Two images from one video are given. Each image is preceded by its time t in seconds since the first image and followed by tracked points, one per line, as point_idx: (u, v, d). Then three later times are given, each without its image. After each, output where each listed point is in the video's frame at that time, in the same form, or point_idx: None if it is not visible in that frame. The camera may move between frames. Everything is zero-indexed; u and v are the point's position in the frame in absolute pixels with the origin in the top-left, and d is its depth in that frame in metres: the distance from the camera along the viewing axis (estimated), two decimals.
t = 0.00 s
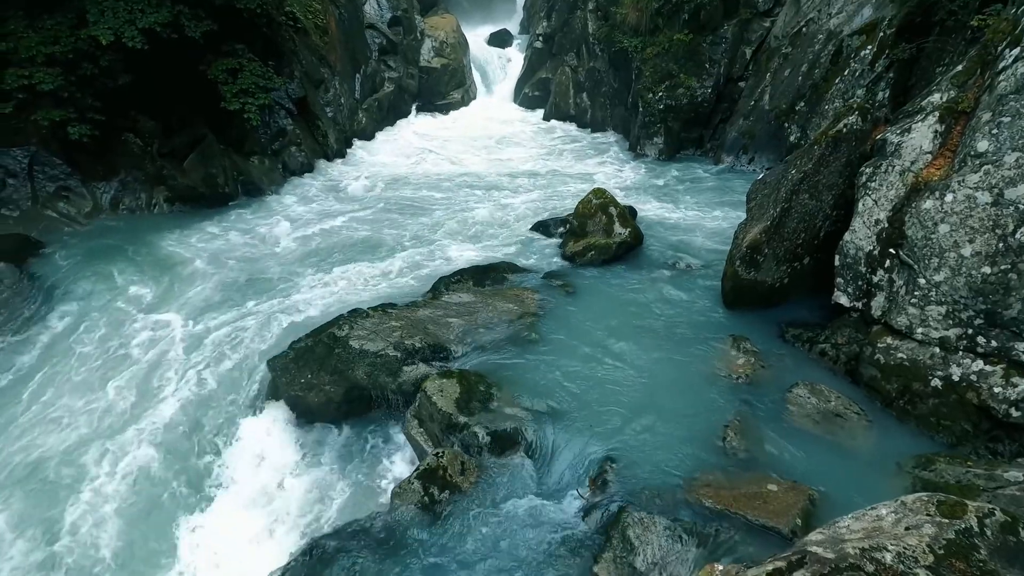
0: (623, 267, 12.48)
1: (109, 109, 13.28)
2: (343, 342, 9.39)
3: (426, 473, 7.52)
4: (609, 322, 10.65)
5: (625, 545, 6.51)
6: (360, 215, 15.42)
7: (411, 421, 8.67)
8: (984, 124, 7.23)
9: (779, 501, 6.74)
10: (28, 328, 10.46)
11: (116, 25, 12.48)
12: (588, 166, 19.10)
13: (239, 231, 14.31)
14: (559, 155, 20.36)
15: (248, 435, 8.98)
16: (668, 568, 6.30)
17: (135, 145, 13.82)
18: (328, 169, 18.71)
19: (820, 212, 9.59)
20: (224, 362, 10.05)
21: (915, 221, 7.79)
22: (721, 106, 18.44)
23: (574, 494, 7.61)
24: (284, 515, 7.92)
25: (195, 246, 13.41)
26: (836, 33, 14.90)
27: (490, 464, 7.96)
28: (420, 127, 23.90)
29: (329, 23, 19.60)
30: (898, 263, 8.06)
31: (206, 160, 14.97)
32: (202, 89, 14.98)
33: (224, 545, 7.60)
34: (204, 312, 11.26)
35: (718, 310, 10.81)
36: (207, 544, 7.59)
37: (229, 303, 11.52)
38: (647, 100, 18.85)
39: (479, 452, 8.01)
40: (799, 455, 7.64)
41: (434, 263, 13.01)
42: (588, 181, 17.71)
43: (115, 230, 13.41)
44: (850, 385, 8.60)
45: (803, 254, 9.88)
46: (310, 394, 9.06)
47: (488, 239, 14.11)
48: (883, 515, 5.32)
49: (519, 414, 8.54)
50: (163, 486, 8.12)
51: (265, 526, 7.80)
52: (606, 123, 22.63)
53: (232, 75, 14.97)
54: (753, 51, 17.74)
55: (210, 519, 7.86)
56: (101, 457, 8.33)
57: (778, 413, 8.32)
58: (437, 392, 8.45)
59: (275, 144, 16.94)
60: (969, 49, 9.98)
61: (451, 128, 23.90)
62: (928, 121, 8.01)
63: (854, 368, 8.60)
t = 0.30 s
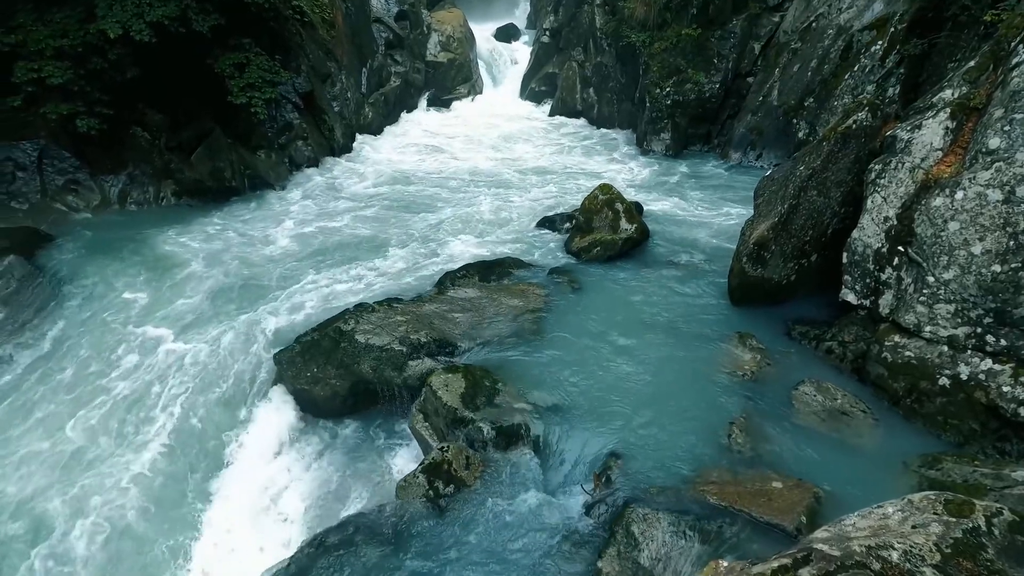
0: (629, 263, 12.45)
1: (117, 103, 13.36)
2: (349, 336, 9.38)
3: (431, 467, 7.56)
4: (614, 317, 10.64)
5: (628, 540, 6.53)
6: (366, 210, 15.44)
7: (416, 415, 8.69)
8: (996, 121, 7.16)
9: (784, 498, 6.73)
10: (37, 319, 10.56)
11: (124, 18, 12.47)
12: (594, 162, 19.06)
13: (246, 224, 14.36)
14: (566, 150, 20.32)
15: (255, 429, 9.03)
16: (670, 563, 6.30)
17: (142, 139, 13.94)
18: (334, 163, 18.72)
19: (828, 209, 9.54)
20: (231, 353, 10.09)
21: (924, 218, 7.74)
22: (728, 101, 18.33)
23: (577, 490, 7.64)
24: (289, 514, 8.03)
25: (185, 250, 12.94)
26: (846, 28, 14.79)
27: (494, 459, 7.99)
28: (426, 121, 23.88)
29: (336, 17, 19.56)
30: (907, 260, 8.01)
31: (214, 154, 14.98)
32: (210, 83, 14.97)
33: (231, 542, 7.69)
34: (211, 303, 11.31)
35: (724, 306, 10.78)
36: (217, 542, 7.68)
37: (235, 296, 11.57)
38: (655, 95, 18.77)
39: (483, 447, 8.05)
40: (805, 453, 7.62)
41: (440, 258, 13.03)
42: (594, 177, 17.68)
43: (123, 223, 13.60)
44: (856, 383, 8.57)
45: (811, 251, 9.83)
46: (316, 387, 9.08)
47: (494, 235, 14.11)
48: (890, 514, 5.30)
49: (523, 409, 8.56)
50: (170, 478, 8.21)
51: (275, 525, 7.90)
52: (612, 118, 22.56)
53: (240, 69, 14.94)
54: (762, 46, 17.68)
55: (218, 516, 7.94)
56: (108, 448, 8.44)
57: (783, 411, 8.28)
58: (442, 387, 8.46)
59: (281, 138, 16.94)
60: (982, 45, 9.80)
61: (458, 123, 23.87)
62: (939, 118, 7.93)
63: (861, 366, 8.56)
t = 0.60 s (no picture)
0: (635, 259, 12.41)
1: (125, 96, 13.39)
2: (355, 331, 9.38)
3: (436, 461, 7.58)
4: (620, 314, 10.61)
5: (633, 537, 6.53)
6: (372, 204, 15.45)
7: (421, 410, 8.69)
8: (1008, 118, 7.10)
9: (789, 496, 6.72)
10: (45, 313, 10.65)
11: (132, 12, 12.50)
12: (600, 158, 18.99)
13: (252, 219, 14.39)
14: (572, 146, 20.25)
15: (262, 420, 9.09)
16: (674, 559, 6.31)
17: (150, 133, 13.90)
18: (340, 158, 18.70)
19: (836, 207, 9.48)
20: (236, 348, 10.13)
21: (933, 216, 7.69)
22: (736, 97, 18.21)
23: (581, 486, 7.64)
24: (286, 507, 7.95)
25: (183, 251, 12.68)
26: (856, 24, 14.68)
27: (498, 453, 8.00)
28: (432, 116, 23.85)
29: (343, 10, 19.53)
30: (915, 258, 7.97)
31: (221, 149, 15.06)
32: (217, 77, 15.02)
33: (229, 533, 7.67)
34: (215, 297, 11.34)
35: (730, 303, 10.74)
36: (213, 533, 7.65)
37: (241, 289, 11.60)
38: (662, 91, 18.69)
39: (488, 441, 8.06)
40: (810, 451, 7.59)
41: (446, 253, 13.04)
42: (600, 173, 17.62)
43: (130, 216, 13.67)
44: (863, 381, 8.53)
45: (818, 249, 9.78)
46: (322, 381, 9.10)
47: (500, 230, 14.09)
48: (896, 512, 5.28)
49: (528, 404, 8.56)
50: (178, 471, 8.29)
51: (277, 514, 7.86)
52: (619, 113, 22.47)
53: (246, 64, 14.96)
54: (770, 42, 17.43)
55: (221, 505, 7.97)
56: (118, 445, 8.49)
57: (789, 409, 8.26)
58: (447, 381, 8.47)
59: (288, 132, 16.92)
60: (995, 40, 9.68)
61: (464, 118, 23.81)
62: (950, 114, 7.86)
63: (867, 364, 8.51)
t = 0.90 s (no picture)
0: (640, 255, 12.38)
1: (133, 89, 13.47)
2: (361, 325, 9.36)
3: (440, 455, 7.61)
4: (625, 309, 10.59)
5: (636, 532, 6.54)
6: (377, 199, 15.45)
7: (425, 404, 8.70)
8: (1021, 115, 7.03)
9: (794, 494, 6.72)
10: (53, 304, 10.73)
11: (140, 6, 12.52)
12: (606, 153, 18.92)
13: (259, 211, 14.43)
14: (578, 141, 20.18)
15: (272, 415, 9.16)
16: (678, 554, 6.31)
17: (157, 126, 13.95)
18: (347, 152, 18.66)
19: (844, 204, 9.43)
20: (242, 341, 10.17)
21: (943, 214, 7.64)
22: (745, 93, 18.07)
23: (585, 481, 7.65)
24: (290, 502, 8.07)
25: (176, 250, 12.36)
26: (867, 19, 14.55)
27: (503, 448, 8.01)
28: (438, 111, 23.80)
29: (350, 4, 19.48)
30: (924, 256, 7.92)
31: (228, 142, 15.08)
32: (225, 71, 15.05)
33: (236, 526, 7.76)
34: (221, 289, 11.38)
35: (736, 300, 10.70)
36: (220, 526, 7.74)
37: (245, 282, 11.63)
38: (670, 86, 18.62)
39: (492, 436, 8.08)
40: (815, 450, 7.58)
41: (451, 248, 13.04)
42: (606, 168, 17.56)
43: (138, 209, 13.71)
44: (869, 379, 8.49)
45: (825, 246, 9.73)
46: (327, 374, 9.13)
47: (505, 225, 14.07)
48: (902, 511, 5.26)
49: (533, 400, 8.56)
50: (185, 463, 8.37)
51: (282, 509, 7.96)
52: (626, 109, 22.37)
53: (253, 58, 14.92)
54: (779, 37, 17.27)
55: (222, 500, 8.04)
56: (124, 436, 8.53)
57: (794, 407, 8.24)
58: (452, 376, 8.48)
59: (295, 126, 16.91)
60: (1008, 36, 9.54)
61: (469, 112, 23.76)
62: (962, 111, 7.78)
63: (874, 363, 8.47)
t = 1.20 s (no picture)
0: (647, 251, 12.35)
1: (141, 83, 13.58)
2: (366, 319, 9.37)
3: (445, 450, 7.63)
4: (630, 306, 10.57)
5: (640, 528, 6.55)
6: (383, 193, 15.45)
7: (430, 398, 8.71)
8: None
9: (798, 491, 6.74)
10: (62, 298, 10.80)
11: None
12: (613, 149, 18.85)
13: (266, 205, 14.45)
14: (584, 137, 20.11)
15: (279, 408, 9.18)
16: (682, 551, 6.30)
17: (165, 119, 14.04)
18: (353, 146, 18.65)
19: (853, 201, 9.36)
20: (248, 335, 10.21)
21: (953, 212, 7.59)
22: (753, 89, 17.94)
23: (589, 476, 7.66)
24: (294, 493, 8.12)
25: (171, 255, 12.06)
26: (878, 14, 14.41)
27: (507, 443, 8.03)
28: (445, 105, 23.76)
29: None
30: (933, 255, 7.87)
31: (235, 135, 15.06)
32: (232, 65, 15.10)
33: (240, 517, 7.81)
34: (228, 283, 11.43)
35: (742, 297, 10.66)
36: (223, 517, 7.79)
37: (252, 275, 11.67)
38: (678, 82, 18.54)
39: (497, 431, 8.09)
40: (820, 448, 7.56)
41: (456, 243, 13.04)
42: (613, 164, 17.50)
43: (146, 201, 13.74)
44: (876, 378, 8.44)
45: (833, 244, 9.67)
46: (332, 368, 9.15)
47: (511, 220, 14.05)
48: (908, 510, 5.24)
49: (538, 395, 8.56)
50: (191, 455, 8.42)
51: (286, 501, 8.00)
52: (633, 105, 22.28)
53: (260, 51, 14.92)
54: (789, 33, 17.14)
55: (227, 491, 8.08)
56: (132, 429, 8.58)
57: (800, 405, 8.21)
58: (457, 370, 8.48)
59: (301, 120, 16.87)
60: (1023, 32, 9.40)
61: (476, 107, 23.72)
62: (974, 108, 7.69)
63: (880, 362, 8.42)
